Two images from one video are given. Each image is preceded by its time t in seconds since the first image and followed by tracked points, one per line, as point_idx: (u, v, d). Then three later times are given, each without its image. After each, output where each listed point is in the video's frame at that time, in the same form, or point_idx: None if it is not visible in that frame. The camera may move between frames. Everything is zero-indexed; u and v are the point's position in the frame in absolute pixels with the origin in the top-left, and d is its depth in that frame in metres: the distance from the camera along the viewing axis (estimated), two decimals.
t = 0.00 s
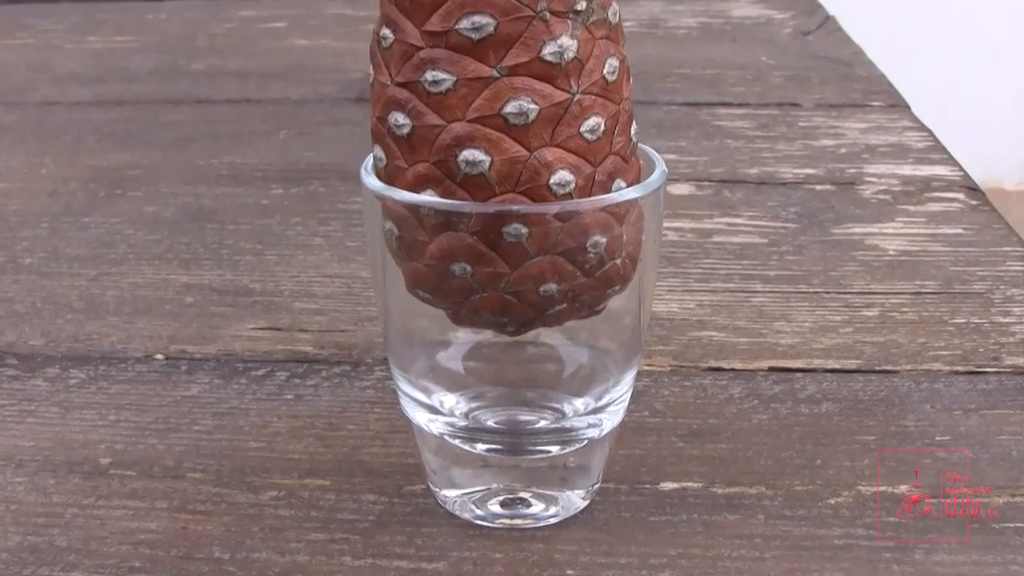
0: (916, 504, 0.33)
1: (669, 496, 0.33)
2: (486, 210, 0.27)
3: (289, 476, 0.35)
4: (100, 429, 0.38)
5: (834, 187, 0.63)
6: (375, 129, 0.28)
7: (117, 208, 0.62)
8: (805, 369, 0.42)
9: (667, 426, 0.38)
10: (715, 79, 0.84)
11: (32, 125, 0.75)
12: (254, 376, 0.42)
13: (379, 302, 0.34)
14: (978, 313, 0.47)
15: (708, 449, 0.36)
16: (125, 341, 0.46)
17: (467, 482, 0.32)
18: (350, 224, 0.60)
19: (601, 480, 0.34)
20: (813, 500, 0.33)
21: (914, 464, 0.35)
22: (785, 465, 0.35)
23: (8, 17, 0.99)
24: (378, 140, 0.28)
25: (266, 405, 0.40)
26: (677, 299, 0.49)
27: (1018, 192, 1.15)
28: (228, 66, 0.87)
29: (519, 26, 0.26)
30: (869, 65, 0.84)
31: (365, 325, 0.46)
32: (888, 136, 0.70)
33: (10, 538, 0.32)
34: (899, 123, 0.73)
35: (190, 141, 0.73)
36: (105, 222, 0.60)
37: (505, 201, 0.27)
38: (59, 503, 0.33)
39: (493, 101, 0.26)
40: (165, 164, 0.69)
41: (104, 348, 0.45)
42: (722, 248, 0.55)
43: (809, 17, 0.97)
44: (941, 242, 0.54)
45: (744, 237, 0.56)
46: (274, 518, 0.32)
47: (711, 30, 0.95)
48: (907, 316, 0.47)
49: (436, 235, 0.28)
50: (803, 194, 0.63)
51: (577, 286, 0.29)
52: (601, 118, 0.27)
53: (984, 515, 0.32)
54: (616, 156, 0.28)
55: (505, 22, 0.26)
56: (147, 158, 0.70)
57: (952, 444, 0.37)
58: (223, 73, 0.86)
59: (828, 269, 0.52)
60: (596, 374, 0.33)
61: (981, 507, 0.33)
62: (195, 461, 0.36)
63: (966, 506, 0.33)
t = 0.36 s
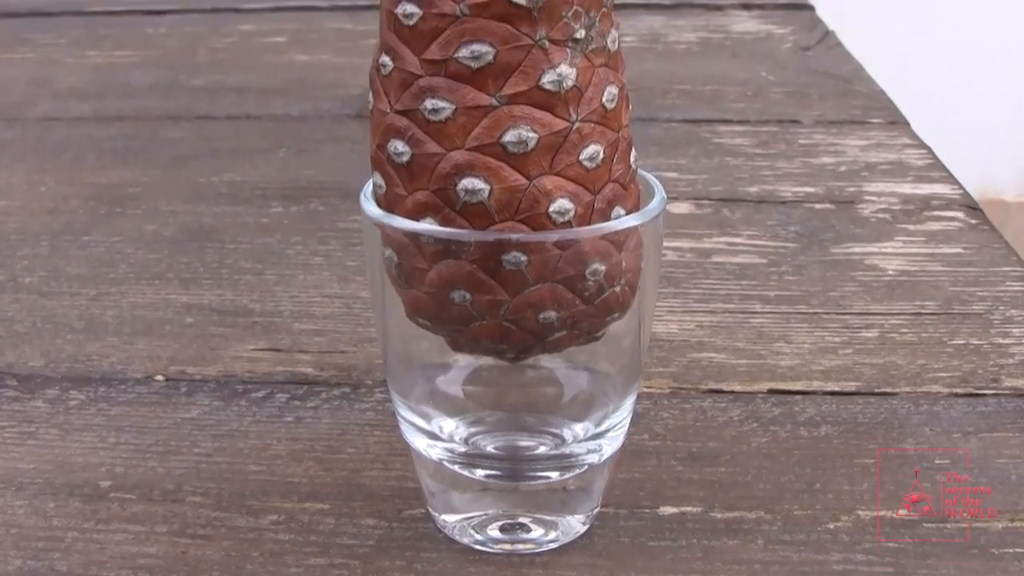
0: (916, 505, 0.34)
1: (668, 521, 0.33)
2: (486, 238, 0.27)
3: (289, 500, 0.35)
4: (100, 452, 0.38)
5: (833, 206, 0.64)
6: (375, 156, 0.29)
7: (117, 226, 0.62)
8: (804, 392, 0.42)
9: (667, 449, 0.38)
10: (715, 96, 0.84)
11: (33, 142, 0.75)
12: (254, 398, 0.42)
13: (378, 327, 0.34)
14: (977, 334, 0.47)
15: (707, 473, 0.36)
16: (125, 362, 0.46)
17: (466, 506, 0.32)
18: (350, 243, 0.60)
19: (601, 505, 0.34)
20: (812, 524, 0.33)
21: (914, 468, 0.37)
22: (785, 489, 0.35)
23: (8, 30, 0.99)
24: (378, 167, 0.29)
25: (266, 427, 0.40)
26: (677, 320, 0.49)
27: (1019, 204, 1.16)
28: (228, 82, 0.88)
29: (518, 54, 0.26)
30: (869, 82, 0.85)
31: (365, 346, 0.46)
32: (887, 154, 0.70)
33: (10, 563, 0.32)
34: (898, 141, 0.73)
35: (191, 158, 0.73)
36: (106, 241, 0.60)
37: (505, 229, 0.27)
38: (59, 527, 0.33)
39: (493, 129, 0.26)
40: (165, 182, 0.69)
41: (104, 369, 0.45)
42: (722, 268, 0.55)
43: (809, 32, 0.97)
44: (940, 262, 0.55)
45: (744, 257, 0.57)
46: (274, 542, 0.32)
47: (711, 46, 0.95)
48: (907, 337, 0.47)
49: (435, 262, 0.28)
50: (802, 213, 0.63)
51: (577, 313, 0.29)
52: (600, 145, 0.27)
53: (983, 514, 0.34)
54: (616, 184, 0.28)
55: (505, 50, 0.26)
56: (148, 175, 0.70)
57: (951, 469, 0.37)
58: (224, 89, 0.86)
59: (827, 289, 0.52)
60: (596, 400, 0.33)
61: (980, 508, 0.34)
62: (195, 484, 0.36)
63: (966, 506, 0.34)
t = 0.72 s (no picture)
0: (916, 504, 0.36)
1: (669, 537, 0.33)
2: (486, 256, 0.27)
3: (290, 515, 0.35)
4: (102, 466, 0.38)
5: (834, 219, 0.64)
6: (375, 174, 0.29)
7: (118, 239, 0.62)
8: (804, 407, 0.42)
9: (667, 464, 0.38)
10: (715, 108, 0.84)
11: (34, 153, 0.76)
12: (255, 412, 0.42)
13: (378, 343, 0.34)
14: (977, 348, 0.47)
15: (708, 488, 0.36)
16: (126, 376, 0.46)
17: (467, 522, 0.32)
18: (351, 256, 0.60)
19: (601, 520, 0.34)
20: (812, 540, 0.33)
21: (914, 466, 0.38)
22: (784, 505, 0.35)
23: (9, 39, 0.99)
24: (378, 186, 0.29)
25: (267, 442, 0.40)
26: (677, 334, 0.49)
27: (1020, 212, 1.16)
28: (229, 94, 0.88)
29: (519, 74, 0.26)
30: (869, 93, 0.85)
31: (366, 361, 0.46)
32: (888, 166, 0.70)
33: None
34: (898, 153, 0.73)
35: (192, 170, 0.73)
36: (107, 253, 0.60)
37: (505, 248, 0.27)
38: (60, 543, 0.33)
39: (493, 148, 0.26)
40: (166, 194, 0.69)
41: (105, 383, 0.45)
42: (722, 281, 0.55)
43: (810, 43, 0.97)
44: (940, 275, 0.55)
45: (744, 270, 0.57)
46: (275, 558, 0.32)
47: (712, 57, 0.95)
48: (907, 351, 0.47)
49: (436, 280, 0.28)
50: (803, 226, 0.63)
51: (577, 330, 0.29)
52: (600, 164, 0.27)
53: (983, 514, 0.35)
54: (616, 203, 0.28)
55: (506, 70, 0.26)
56: (149, 187, 0.70)
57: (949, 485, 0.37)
58: (225, 101, 0.87)
59: (827, 303, 0.53)
60: (596, 416, 0.33)
61: (979, 506, 0.36)
62: (196, 499, 0.36)
63: (966, 505, 0.36)
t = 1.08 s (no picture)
0: (916, 504, 0.36)
1: (669, 545, 0.33)
2: (487, 267, 0.27)
3: (292, 523, 0.35)
4: (104, 474, 0.38)
5: (834, 226, 0.64)
6: (377, 184, 0.29)
7: (120, 246, 0.63)
8: (805, 415, 0.42)
9: (668, 472, 0.38)
10: (716, 114, 0.84)
11: (36, 160, 0.76)
12: (257, 420, 0.42)
13: (380, 352, 0.34)
14: (978, 355, 0.47)
15: (708, 496, 0.36)
16: (128, 383, 0.46)
17: (467, 530, 0.33)
18: (352, 263, 0.60)
19: (602, 528, 0.34)
20: (812, 548, 0.33)
21: (914, 469, 0.38)
22: (785, 513, 0.35)
23: (11, 46, 1.00)
24: (380, 196, 0.29)
25: (268, 450, 0.40)
26: (678, 342, 0.50)
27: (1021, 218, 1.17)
28: (231, 100, 0.88)
29: (520, 85, 0.26)
30: (870, 100, 0.85)
31: (367, 369, 0.47)
32: (888, 173, 0.70)
33: None
34: (899, 160, 0.73)
35: (193, 177, 0.73)
36: (109, 261, 0.60)
37: (507, 258, 0.27)
38: (62, 551, 0.34)
39: (495, 159, 0.26)
40: (168, 201, 0.70)
41: (107, 390, 0.45)
42: (723, 289, 0.55)
43: (811, 49, 0.97)
44: (941, 283, 0.55)
45: (745, 278, 0.57)
46: (277, 566, 0.32)
47: (713, 63, 0.95)
48: (907, 358, 0.47)
49: (438, 290, 0.28)
50: (804, 233, 0.63)
51: (578, 340, 0.29)
52: (602, 174, 0.27)
53: (983, 514, 0.36)
54: (617, 213, 0.28)
55: (507, 81, 0.26)
56: (151, 194, 0.71)
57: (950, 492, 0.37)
58: (226, 107, 0.87)
59: (828, 311, 0.53)
60: (597, 425, 0.33)
61: (979, 507, 0.36)
62: (198, 507, 0.36)
63: (966, 506, 0.36)
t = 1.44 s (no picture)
0: (916, 504, 0.37)
1: (668, 558, 0.33)
2: (486, 282, 0.27)
3: (292, 536, 0.35)
4: (106, 486, 0.39)
5: (834, 237, 0.64)
6: (378, 199, 0.29)
7: (122, 257, 0.63)
8: (804, 427, 0.42)
9: (667, 485, 0.38)
10: (717, 124, 0.85)
11: (39, 170, 0.76)
12: (258, 432, 0.42)
13: (381, 365, 0.34)
14: (977, 367, 0.47)
15: (707, 508, 0.36)
16: (130, 395, 0.46)
17: (467, 544, 0.33)
18: (353, 275, 0.60)
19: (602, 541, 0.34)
20: (811, 561, 0.33)
21: (915, 466, 0.40)
22: (784, 525, 0.35)
23: (13, 55, 1.00)
24: (381, 211, 0.29)
25: (269, 462, 0.40)
26: (678, 354, 0.50)
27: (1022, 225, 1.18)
28: (233, 111, 0.88)
29: (520, 101, 0.26)
30: (870, 109, 0.85)
31: (368, 381, 0.47)
32: (888, 183, 0.71)
33: None
34: (899, 170, 0.73)
35: (195, 188, 0.74)
36: (111, 272, 0.61)
37: (506, 273, 0.28)
38: (64, 563, 0.34)
39: (494, 174, 0.27)
40: (170, 211, 0.70)
41: (109, 402, 0.45)
42: (723, 300, 0.56)
43: (811, 59, 0.97)
44: (940, 293, 0.55)
45: (745, 289, 0.57)
46: None
47: (713, 73, 0.96)
48: (907, 370, 0.48)
49: (438, 305, 0.28)
50: (803, 244, 0.63)
51: (577, 354, 0.29)
52: (600, 190, 0.28)
53: (983, 514, 0.37)
54: (616, 228, 0.29)
55: (507, 97, 0.26)
56: (152, 205, 0.71)
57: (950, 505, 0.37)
58: (228, 118, 0.87)
59: (828, 322, 0.53)
60: (597, 437, 0.33)
61: (979, 506, 0.37)
62: (199, 519, 0.36)
63: (966, 506, 0.38)
